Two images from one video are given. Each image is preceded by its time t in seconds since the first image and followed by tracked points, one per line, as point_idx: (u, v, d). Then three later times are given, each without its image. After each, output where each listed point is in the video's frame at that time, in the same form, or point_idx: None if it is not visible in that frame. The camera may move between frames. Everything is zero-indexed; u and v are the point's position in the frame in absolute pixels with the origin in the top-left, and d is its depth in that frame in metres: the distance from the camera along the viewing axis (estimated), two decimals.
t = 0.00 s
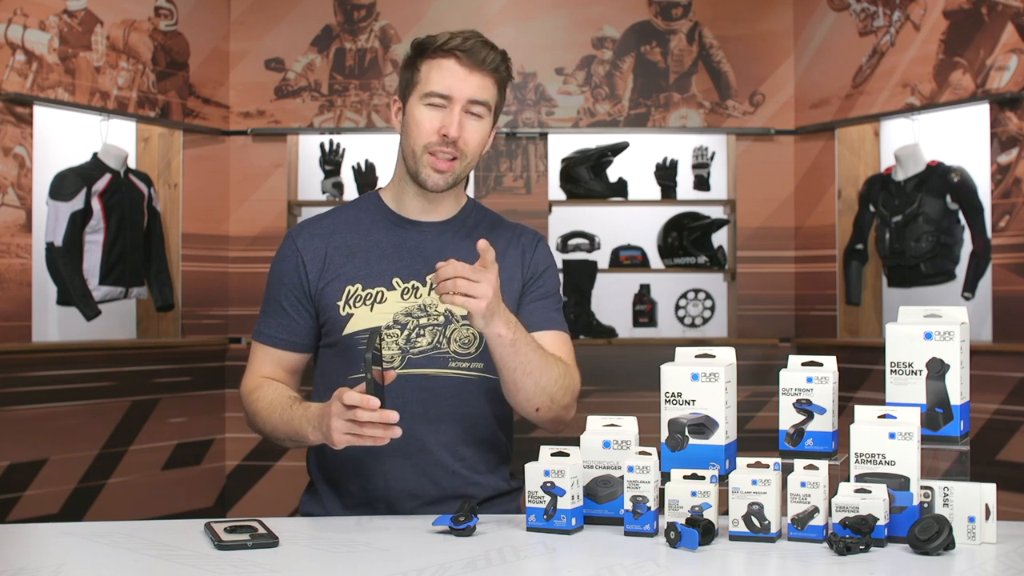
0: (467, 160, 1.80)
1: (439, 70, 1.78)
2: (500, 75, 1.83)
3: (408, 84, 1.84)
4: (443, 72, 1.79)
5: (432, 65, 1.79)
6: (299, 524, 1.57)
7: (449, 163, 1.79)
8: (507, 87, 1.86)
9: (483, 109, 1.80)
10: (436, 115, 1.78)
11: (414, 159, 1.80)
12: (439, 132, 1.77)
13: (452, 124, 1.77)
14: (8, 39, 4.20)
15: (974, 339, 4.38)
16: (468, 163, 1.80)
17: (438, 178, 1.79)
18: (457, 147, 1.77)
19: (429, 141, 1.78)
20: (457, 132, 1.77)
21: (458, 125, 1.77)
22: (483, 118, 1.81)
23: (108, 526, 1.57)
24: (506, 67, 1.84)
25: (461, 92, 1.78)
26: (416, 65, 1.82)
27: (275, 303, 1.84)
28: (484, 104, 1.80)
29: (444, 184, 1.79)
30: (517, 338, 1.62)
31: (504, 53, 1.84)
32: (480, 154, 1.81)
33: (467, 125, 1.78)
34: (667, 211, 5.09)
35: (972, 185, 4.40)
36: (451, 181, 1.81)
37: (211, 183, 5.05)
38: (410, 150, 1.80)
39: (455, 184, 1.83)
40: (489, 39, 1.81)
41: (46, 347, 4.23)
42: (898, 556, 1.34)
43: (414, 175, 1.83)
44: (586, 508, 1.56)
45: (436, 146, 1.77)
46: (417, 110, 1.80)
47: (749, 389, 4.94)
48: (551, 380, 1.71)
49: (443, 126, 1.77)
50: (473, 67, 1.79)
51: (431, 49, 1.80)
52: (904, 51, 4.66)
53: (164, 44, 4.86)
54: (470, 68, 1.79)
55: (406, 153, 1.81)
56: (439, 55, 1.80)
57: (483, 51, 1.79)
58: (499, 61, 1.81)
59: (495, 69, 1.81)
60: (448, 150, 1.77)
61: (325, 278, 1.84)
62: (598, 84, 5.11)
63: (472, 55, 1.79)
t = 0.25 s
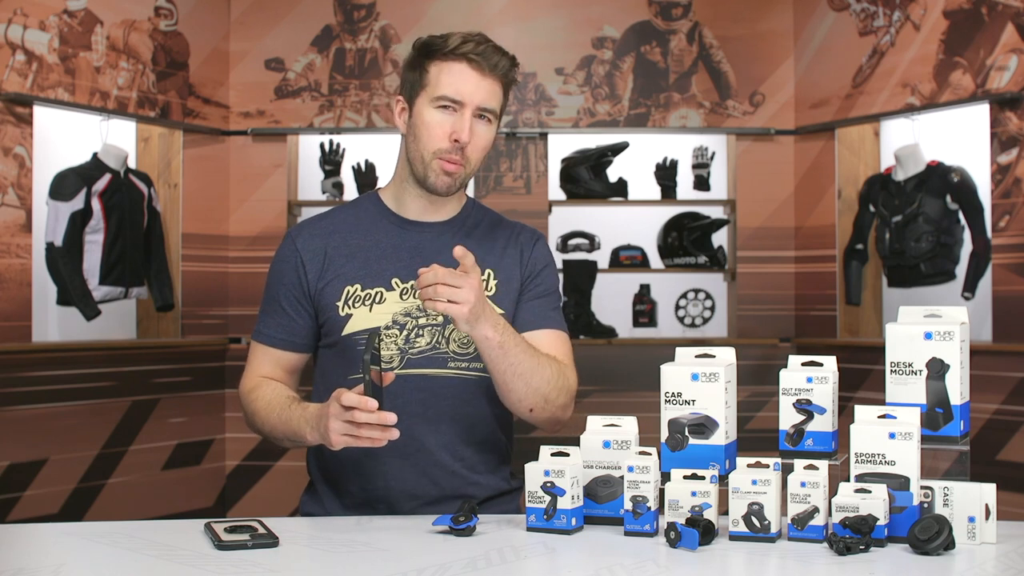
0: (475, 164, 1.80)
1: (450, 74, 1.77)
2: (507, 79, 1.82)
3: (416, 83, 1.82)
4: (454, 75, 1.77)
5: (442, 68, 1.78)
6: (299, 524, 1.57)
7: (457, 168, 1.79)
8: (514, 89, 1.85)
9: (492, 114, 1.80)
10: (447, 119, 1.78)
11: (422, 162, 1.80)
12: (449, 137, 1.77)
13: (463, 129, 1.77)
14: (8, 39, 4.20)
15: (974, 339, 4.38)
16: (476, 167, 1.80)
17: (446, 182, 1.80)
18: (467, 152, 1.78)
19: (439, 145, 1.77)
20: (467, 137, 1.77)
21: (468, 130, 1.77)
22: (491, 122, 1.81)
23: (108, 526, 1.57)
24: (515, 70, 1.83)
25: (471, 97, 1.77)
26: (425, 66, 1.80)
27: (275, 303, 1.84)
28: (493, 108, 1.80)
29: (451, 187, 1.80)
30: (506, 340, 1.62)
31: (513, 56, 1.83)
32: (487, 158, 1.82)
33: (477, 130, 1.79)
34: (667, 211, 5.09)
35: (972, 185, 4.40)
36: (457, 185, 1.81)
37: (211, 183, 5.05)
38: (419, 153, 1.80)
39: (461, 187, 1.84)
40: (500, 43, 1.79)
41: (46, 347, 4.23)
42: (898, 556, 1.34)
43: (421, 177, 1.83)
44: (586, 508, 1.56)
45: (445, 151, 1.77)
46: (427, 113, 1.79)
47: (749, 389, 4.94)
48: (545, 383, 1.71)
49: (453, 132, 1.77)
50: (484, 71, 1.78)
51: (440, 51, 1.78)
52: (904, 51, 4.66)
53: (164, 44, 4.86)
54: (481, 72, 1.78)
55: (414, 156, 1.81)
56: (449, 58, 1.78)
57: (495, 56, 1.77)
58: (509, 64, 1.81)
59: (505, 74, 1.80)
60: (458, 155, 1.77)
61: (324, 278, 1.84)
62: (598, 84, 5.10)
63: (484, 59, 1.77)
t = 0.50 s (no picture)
0: (476, 166, 1.81)
1: (450, 76, 1.77)
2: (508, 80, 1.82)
3: (416, 85, 1.82)
4: (454, 78, 1.77)
5: (443, 70, 1.78)
6: (299, 524, 1.57)
7: (458, 170, 1.80)
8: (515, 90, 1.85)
9: (493, 116, 1.80)
10: (447, 121, 1.78)
11: (423, 164, 1.80)
12: (450, 140, 1.77)
13: (463, 132, 1.77)
14: (8, 39, 4.20)
15: (974, 339, 4.38)
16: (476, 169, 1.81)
17: (447, 185, 1.80)
18: (467, 155, 1.78)
19: (440, 148, 1.78)
20: (468, 139, 1.77)
21: (468, 133, 1.78)
22: (491, 124, 1.81)
23: (108, 525, 1.57)
24: (516, 71, 1.83)
25: (471, 100, 1.77)
26: (426, 67, 1.80)
27: (275, 305, 1.84)
28: (494, 110, 1.80)
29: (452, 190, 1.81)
30: (503, 342, 1.62)
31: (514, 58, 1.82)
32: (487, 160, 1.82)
33: (477, 132, 1.79)
34: (667, 211, 5.09)
35: (972, 185, 4.40)
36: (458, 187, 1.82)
37: (211, 183, 5.05)
38: (420, 156, 1.80)
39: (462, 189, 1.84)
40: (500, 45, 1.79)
41: (46, 347, 4.23)
42: (899, 556, 1.34)
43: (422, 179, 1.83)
44: (586, 508, 1.56)
45: (446, 154, 1.78)
46: (427, 115, 1.79)
47: (749, 389, 4.94)
48: (545, 385, 1.71)
49: (454, 134, 1.77)
50: (485, 73, 1.78)
51: (441, 53, 1.78)
52: (904, 51, 4.66)
53: (164, 44, 4.86)
54: (482, 74, 1.78)
55: (415, 158, 1.81)
56: (450, 60, 1.78)
57: (496, 58, 1.77)
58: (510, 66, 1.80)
59: (506, 75, 1.80)
60: (458, 158, 1.78)
61: (324, 280, 1.84)
62: (598, 84, 5.10)
63: (485, 61, 1.77)
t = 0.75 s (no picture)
0: (471, 162, 1.80)
1: (441, 72, 1.78)
2: (499, 75, 1.82)
3: (409, 85, 1.83)
4: (445, 74, 1.78)
5: (434, 67, 1.79)
6: (299, 523, 1.57)
7: (454, 166, 1.79)
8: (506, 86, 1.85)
9: (486, 111, 1.80)
10: (440, 118, 1.78)
11: (418, 162, 1.80)
12: (444, 136, 1.77)
13: (457, 127, 1.77)
14: (8, 38, 4.20)
15: (974, 339, 4.38)
16: (472, 164, 1.80)
17: (443, 181, 1.79)
18: (462, 149, 1.77)
19: (434, 144, 1.77)
20: (461, 134, 1.76)
21: (462, 127, 1.77)
22: (485, 119, 1.80)
23: (108, 525, 1.57)
24: (506, 66, 1.83)
25: (463, 94, 1.77)
26: (417, 66, 1.81)
27: (275, 305, 1.84)
28: (487, 104, 1.79)
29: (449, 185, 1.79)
30: (513, 345, 1.63)
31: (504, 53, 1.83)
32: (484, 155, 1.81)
33: (471, 127, 1.78)
34: (667, 211, 5.09)
35: (972, 185, 4.40)
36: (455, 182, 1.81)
37: (211, 183, 5.05)
38: (415, 153, 1.80)
39: (459, 185, 1.83)
40: (489, 39, 1.80)
41: (46, 347, 4.23)
42: (898, 556, 1.34)
43: (418, 178, 1.83)
44: (586, 508, 1.56)
45: (440, 149, 1.77)
46: (420, 113, 1.79)
47: (749, 389, 4.94)
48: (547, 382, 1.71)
49: (447, 130, 1.77)
50: (475, 68, 1.78)
51: (431, 51, 1.80)
52: (904, 51, 4.66)
53: (164, 44, 4.86)
54: (472, 69, 1.78)
55: (410, 157, 1.81)
56: (440, 57, 1.79)
57: (484, 52, 1.78)
58: (500, 60, 1.81)
59: (496, 70, 1.80)
60: (453, 153, 1.77)
61: (323, 280, 1.84)
62: (598, 84, 5.10)
63: (473, 56, 1.78)
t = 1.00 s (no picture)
0: (451, 155, 1.79)
1: (402, 74, 1.79)
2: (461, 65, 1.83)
3: (376, 94, 1.84)
4: (406, 76, 1.79)
5: (394, 71, 1.80)
6: (299, 523, 1.57)
7: (434, 162, 1.79)
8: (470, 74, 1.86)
9: (455, 102, 1.80)
10: (410, 119, 1.78)
11: (399, 166, 1.80)
12: (418, 135, 1.77)
13: (428, 124, 1.77)
14: (8, 39, 4.20)
15: (974, 339, 4.38)
16: (454, 157, 1.79)
17: (428, 179, 1.79)
18: (439, 144, 1.77)
19: (410, 145, 1.78)
20: (435, 130, 1.76)
21: (435, 122, 1.77)
22: (458, 111, 1.80)
23: (108, 525, 1.57)
24: (465, 53, 1.84)
25: (427, 90, 1.78)
26: (379, 73, 1.83)
27: (274, 306, 1.85)
28: (454, 95, 1.79)
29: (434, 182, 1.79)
30: (534, 368, 1.63)
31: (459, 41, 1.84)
32: (462, 146, 1.81)
33: (443, 120, 1.78)
34: (667, 211, 5.09)
35: (972, 185, 4.41)
36: (440, 179, 1.80)
37: (211, 183, 5.05)
38: (394, 158, 1.80)
39: (444, 181, 1.82)
40: (441, 30, 1.81)
41: (46, 348, 4.23)
42: (898, 556, 1.34)
43: (402, 182, 1.83)
44: (586, 508, 1.56)
45: (418, 148, 1.77)
46: (390, 119, 1.80)
47: (749, 389, 4.94)
48: (557, 391, 1.72)
49: (420, 129, 1.77)
50: (433, 62, 1.80)
51: (388, 56, 1.81)
52: (904, 51, 4.66)
53: (164, 44, 4.86)
54: (431, 65, 1.79)
55: (391, 163, 1.81)
56: (398, 60, 1.81)
57: (440, 44, 1.79)
58: (457, 48, 1.82)
59: (455, 59, 1.81)
60: (431, 150, 1.77)
61: (321, 281, 1.84)
62: (598, 84, 5.10)
63: (429, 51, 1.79)
